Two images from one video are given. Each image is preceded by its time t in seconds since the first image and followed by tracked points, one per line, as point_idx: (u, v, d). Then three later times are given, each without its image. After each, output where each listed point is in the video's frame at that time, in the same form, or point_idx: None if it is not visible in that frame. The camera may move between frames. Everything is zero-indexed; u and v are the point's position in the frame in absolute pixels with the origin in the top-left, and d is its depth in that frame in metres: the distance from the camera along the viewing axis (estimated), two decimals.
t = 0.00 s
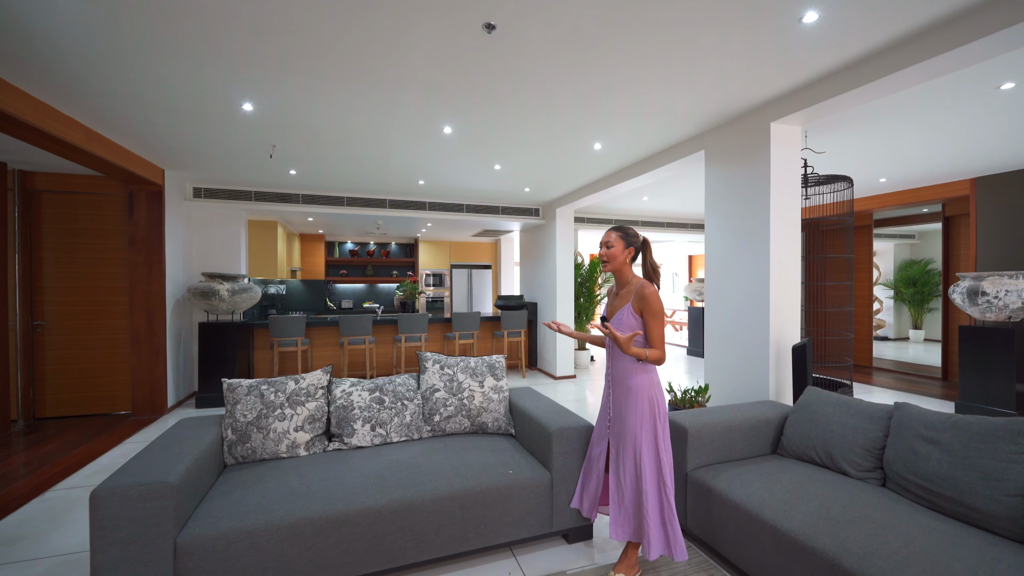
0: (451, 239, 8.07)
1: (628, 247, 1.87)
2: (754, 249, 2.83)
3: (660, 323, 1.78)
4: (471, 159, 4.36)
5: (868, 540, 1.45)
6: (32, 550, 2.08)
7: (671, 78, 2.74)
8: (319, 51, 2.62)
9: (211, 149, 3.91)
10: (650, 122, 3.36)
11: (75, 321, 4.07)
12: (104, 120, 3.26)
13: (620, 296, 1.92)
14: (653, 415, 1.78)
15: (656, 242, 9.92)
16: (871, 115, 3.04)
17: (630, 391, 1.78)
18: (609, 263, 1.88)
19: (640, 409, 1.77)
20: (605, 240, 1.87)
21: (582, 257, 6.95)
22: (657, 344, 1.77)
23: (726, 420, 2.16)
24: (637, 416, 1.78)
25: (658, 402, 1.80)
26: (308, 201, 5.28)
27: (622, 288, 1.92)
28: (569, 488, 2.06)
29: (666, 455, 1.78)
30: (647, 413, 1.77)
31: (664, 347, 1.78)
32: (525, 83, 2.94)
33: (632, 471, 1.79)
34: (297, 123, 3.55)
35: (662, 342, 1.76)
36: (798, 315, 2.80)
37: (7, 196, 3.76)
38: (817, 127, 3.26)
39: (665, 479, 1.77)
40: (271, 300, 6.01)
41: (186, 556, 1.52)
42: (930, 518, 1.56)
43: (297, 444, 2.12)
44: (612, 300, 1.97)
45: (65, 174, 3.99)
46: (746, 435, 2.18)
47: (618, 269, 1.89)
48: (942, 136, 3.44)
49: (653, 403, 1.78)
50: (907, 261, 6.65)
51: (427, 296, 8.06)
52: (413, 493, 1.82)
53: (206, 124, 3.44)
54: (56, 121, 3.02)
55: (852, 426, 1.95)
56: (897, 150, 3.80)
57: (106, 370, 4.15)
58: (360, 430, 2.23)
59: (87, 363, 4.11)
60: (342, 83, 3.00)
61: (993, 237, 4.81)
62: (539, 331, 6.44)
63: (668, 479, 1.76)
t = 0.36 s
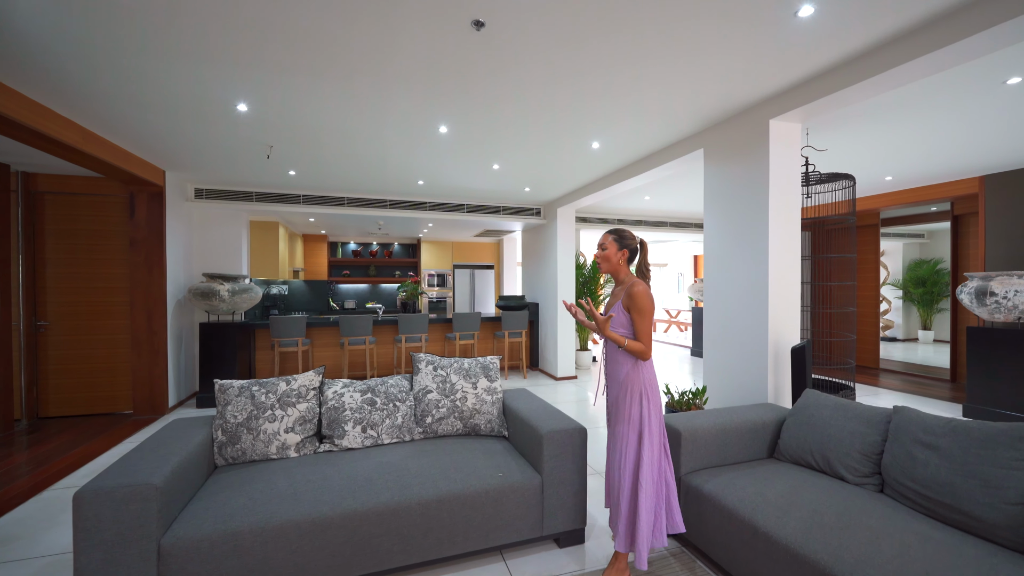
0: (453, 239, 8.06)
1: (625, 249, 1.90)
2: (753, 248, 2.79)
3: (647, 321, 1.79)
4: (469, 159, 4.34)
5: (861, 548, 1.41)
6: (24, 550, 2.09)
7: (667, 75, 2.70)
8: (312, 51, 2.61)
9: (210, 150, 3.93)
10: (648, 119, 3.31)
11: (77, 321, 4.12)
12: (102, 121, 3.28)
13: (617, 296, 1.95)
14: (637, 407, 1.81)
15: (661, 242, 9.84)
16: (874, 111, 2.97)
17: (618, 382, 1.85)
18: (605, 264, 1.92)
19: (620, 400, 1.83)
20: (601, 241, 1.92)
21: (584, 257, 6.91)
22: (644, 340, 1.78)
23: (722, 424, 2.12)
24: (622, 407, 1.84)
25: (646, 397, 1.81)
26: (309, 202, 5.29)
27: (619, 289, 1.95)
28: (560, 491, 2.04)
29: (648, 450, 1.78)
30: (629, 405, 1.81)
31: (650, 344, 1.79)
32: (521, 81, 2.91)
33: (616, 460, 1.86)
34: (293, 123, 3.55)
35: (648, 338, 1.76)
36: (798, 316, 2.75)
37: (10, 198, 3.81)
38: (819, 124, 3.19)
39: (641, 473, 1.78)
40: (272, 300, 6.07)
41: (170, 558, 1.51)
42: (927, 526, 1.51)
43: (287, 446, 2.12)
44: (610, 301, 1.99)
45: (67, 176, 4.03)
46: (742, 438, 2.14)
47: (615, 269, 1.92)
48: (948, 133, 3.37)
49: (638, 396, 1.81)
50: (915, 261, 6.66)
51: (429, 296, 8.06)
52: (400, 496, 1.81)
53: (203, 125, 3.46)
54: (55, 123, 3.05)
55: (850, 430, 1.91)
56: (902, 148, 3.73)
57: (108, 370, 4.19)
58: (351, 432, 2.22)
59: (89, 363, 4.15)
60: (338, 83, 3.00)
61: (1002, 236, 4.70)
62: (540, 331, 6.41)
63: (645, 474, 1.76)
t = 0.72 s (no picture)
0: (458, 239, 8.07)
1: (625, 253, 1.94)
2: (752, 248, 2.72)
3: (649, 321, 1.81)
4: (469, 160, 4.33)
5: (850, 561, 1.36)
6: (22, 547, 2.14)
7: (661, 73, 2.65)
8: (304, 53, 2.62)
9: (213, 153, 3.99)
10: (645, 118, 3.25)
11: (86, 322, 4.21)
12: (105, 125, 3.34)
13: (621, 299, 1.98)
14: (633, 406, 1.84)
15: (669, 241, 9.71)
16: (876, 108, 2.88)
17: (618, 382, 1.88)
18: (607, 268, 1.96)
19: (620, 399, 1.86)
20: (601, 247, 1.97)
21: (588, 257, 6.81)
22: (647, 340, 1.80)
23: (716, 428, 2.07)
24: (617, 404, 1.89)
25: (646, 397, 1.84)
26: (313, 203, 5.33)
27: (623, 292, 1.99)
28: (549, 496, 2.01)
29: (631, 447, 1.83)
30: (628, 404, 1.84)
31: (653, 344, 1.81)
32: (513, 81, 2.89)
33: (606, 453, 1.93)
34: (292, 126, 3.58)
35: (649, 338, 1.78)
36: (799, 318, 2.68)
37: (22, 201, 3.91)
38: (821, 122, 3.10)
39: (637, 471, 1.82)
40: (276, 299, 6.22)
41: (154, 559, 1.53)
42: (923, 539, 1.45)
43: (278, 447, 2.13)
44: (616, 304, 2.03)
45: (75, 179, 4.11)
46: (737, 442, 2.09)
47: (617, 273, 1.96)
48: (959, 129, 3.24)
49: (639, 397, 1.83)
50: (930, 260, 6.34)
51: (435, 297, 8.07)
52: (385, 499, 1.80)
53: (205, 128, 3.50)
54: (56, 126, 3.11)
55: (848, 436, 1.85)
56: (913, 145, 3.61)
57: (115, 370, 4.28)
58: (342, 433, 2.22)
59: (98, 363, 4.24)
60: (331, 86, 3.01)
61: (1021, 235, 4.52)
62: (544, 332, 6.38)
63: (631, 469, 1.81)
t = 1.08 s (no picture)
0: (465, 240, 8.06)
1: (623, 253, 1.91)
2: (755, 248, 2.65)
3: (635, 320, 1.83)
4: (471, 159, 4.31)
5: None
6: (21, 543, 2.17)
7: (657, 69, 2.58)
8: (301, 55, 2.62)
9: (217, 154, 4.03)
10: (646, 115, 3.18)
11: (97, 322, 4.30)
12: (111, 127, 3.40)
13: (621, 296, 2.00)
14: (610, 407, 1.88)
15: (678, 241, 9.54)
16: (886, 102, 2.76)
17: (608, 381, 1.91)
18: (607, 268, 1.96)
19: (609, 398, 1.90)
20: (601, 248, 1.95)
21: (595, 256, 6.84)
22: (631, 339, 1.82)
23: (714, 435, 2.01)
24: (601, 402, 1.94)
25: (636, 395, 1.86)
26: (318, 204, 5.37)
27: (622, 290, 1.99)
28: (540, 501, 1.97)
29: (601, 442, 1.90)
30: (619, 403, 1.86)
31: (638, 343, 1.82)
32: (507, 80, 2.85)
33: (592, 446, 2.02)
34: (294, 127, 3.60)
35: (633, 339, 1.81)
36: (803, 320, 2.60)
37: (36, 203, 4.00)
38: (828, 117, 2.99)
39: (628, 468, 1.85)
40: (284, 299, 6.31)
41: (139, 559, 1.53)
42: (928, 555, 1.38)
43: (270, 448, 2.12)
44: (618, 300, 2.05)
45: (86, 181, 4.19)
46: (736, 450, 2.02)
47: (616, 273, 1.96)
48: (978, 124, 3.11)
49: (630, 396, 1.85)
50: (955, 259, 6.03)
51: (441, 297, 8.08)
52: (373, 502, 1.78)
53: (208, 130, 3.54)
54: (61, 129, 3.16)
55: (850, 444, 1.77)
56: (928, 141, 3.48)
57: (125, 368, 4.36)
58: (334, 435, 2.21)
59: (108, 362, 4.32)
60: (326, 87, 3.01)
61: None
62: (549, 332, 6.33)
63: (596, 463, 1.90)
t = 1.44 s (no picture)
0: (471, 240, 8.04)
1: (608, 254, 2.03)
2: (759, 246, 2.57)
3: (607, 319, 1.93)
4: (473, 158, 4.28)
5: None
6: (20, 540, 2.19)
7: (655, 64, 2.52)
8: (295, 54, 2.61)
9: (220, 155, 4.05)
10: (646, 111, 3.12)
11: (104, 321, 4.35)
12: (113, 128, 3.43)
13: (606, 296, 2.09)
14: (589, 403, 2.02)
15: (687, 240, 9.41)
16: (895, 92, 2.67)
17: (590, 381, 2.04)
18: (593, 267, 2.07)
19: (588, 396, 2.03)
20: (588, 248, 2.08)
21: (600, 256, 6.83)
22: (602, 338, 1.93)
23: (713, 438, 1.94)
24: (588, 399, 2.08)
25: (611, 393, 1.95)
26: (322, 204, 5.38)
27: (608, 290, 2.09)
28: (532, 505, 1.92)
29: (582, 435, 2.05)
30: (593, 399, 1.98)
31: (608, 342, 1.92)
32: (502, 76, 2.81)
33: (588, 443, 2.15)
34: (293, 126, 3.60)
35: (604, 334, 1.91)
36: (808, 320, 2.52)
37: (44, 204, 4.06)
38: (835, 109, 2.90)
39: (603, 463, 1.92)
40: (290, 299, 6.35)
41: (122, 558, 1.52)
42: (935, 567, 1.30)
43: (261, 447, 2.11)
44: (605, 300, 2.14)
45: (93, 182, 4.25)
46: (736, 453, 1.95)
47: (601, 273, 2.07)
48: (994, 115, 2.99)
49: (605, 393, 1.95)
50: (974, 258, 6.00)
51: (447, 297, 8.07)
52: (360, 504, 1.75)
53: (209, 130, 3.56)
54: (63, 130, 3.20)
55: (853, 448, 1.70)
56: (941, 134, 3.36)
57: (131, 367, 4.41)
58: (325, 435, 2.19)
59: (115, 360, 4.38)
60: (322, 86, 3.00)
61: None
62: (554, 332, 6.28)
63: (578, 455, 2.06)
